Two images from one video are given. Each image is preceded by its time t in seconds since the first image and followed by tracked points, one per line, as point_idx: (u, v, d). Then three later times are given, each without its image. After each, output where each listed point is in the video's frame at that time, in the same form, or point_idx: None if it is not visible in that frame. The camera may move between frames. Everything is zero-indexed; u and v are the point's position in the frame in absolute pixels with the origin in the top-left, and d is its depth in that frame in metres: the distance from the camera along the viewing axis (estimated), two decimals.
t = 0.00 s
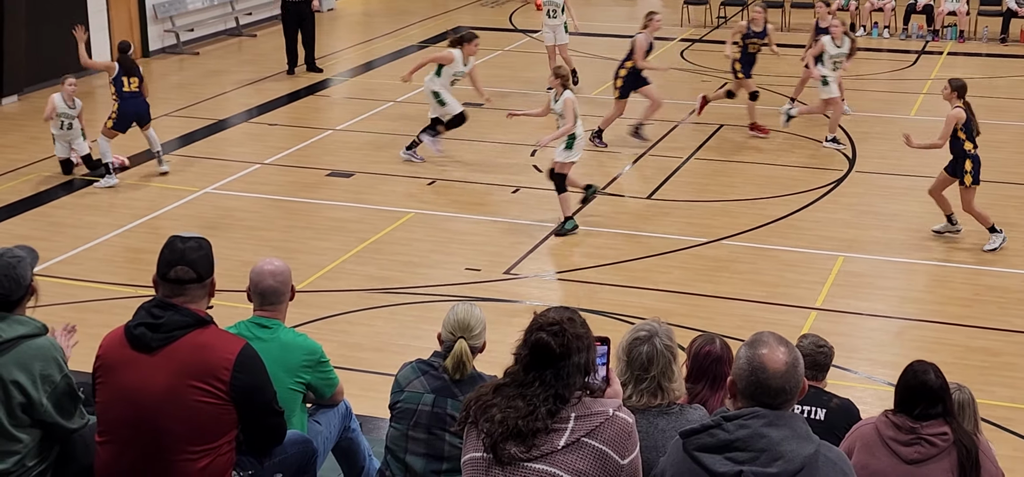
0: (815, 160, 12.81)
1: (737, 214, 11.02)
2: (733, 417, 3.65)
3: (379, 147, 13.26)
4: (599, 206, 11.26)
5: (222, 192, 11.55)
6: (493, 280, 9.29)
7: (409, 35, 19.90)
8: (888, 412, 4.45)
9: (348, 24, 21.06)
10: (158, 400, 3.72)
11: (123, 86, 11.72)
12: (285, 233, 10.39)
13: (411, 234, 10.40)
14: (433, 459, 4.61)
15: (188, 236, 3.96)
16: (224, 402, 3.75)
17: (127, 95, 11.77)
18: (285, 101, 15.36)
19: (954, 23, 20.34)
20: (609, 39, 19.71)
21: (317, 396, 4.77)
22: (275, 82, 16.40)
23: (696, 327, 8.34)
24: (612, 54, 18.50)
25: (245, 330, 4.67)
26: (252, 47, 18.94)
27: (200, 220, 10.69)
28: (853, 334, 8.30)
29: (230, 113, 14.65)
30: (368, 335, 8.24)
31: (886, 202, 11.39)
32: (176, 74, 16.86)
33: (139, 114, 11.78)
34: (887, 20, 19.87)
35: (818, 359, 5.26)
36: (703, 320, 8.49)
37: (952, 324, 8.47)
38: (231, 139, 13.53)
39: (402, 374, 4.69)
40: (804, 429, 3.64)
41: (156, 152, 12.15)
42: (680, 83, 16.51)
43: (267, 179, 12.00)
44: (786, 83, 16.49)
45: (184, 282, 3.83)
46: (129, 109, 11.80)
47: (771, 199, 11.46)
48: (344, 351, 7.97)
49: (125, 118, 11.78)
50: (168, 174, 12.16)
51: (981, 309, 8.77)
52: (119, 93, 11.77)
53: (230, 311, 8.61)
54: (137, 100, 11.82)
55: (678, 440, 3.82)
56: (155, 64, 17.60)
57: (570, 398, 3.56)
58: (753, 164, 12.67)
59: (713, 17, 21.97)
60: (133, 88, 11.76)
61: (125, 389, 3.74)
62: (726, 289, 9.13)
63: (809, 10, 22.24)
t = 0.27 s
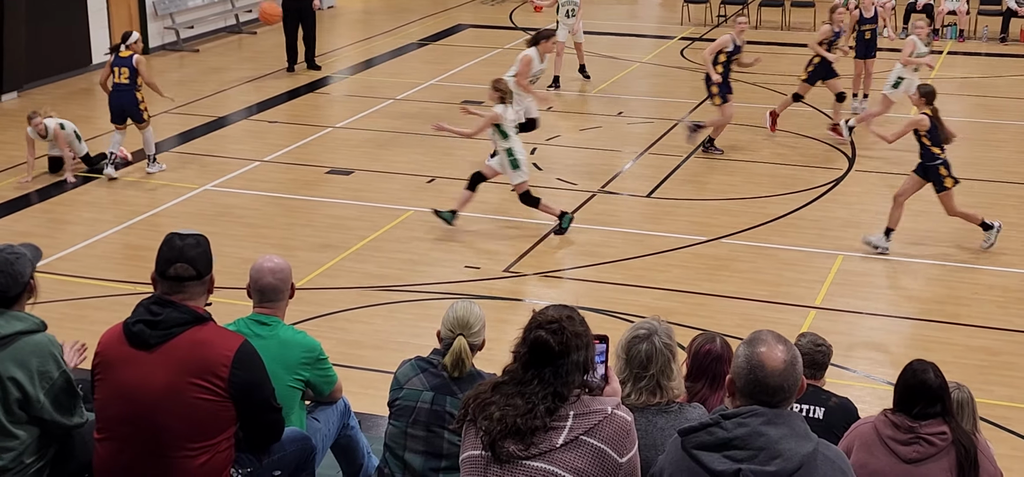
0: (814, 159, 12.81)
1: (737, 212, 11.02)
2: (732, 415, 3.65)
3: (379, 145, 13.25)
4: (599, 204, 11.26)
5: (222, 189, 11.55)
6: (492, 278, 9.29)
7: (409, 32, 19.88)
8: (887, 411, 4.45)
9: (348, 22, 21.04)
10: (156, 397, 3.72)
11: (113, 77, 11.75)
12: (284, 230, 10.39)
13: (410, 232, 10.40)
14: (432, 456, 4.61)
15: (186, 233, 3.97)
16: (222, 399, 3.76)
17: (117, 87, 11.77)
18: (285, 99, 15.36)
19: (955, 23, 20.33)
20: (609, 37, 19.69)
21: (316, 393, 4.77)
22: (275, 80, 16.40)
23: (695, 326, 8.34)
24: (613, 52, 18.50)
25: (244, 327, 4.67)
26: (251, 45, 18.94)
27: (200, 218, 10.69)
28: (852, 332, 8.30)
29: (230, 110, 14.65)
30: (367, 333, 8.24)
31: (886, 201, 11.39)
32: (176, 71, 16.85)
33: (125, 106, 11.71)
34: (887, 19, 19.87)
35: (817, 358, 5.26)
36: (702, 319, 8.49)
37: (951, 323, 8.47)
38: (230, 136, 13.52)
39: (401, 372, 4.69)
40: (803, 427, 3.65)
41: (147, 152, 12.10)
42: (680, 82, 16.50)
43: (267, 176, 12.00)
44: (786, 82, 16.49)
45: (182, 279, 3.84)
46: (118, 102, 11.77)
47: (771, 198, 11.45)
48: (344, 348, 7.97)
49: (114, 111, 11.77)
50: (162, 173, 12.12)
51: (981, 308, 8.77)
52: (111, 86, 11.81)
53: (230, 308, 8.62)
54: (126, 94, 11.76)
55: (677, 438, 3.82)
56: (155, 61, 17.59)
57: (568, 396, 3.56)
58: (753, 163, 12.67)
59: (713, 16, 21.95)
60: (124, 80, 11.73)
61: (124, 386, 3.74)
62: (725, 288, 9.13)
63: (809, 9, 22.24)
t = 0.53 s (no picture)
0: (811, 160, 12.82)
1: (733, 213, 11.03)
2: (727, 416, 3.65)
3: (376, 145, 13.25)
4: (595, 204, 11.27)
5: (218, 189, 11.55)
6: (489, 278, 9.29)
7: (406, 32, 19.89)
8: (882, 412, 4.45)
9: (345, 22, 21.04)
10: (150, 396, 3.72)
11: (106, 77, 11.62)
12: (281, 230, 10.39)
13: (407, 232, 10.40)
14: (428, 456, 4.61)
15: (180, 233, 3.96)
16: (216, 398, 3.76)
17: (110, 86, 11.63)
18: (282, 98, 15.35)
19: (951, 24, 20.36)
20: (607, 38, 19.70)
21: (312, 393, 4.78)
22: (272, 80, 16.39)
23: (691, 326, 8.35)
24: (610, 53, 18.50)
25: (240, 327, 4.67)
26: (248, 44, 18.93)
27: (196, 217, 10.69)
28: (847, 333, 8.31)
29: (227, 110, 14.65)
30: (364, 333, 8.24)
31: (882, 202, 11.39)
32: (173, 71, 16.84)
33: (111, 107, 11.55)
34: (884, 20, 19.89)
35: (813, 359, 5.27)
36: (698, 319, 8.50)
37: (946, 324, 8.48)
38: (227, 136, 13.52)
39: (397, 371, 4.69)
40: (797, 428, 3.65)
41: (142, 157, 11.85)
42: (677, 82, 16.51)
43: (264, 176, 11.99)
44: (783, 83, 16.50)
45: (176, 279, 3.84)
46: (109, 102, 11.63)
47: (767, 198, 11.46)
48: (340, 348, 7.97)
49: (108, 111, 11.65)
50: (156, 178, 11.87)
51: (976, 308, 8.78)
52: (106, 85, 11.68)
53: (226, 308, 8.61)
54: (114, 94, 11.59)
55: (672, 438, 3.82)
56: (152, 61, 17.58)
57: (563, 396, 3.56)
58: (750, 164, 12.68)
59: (710, 16, 21.97)
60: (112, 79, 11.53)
61: (118, 386, 3.74)
62: (721, 288, 9.14)
63: (806, 9, 22.27)
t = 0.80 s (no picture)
0: (804, 163, 12.83)
1: (727, 216, 11.03)
2: (721, 420, 3.65)
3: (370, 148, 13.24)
4: (590, 207, 11.27)
5: (212, 192, 11.54)
6: (483, 282, 9.29)
7: (401, 35, 19.89)
8: (876, 415, 4.46)
9: (340, 26, 21.04)
10: (143, 397, 3.72)
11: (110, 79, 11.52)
12: (275, 233, 10.38)
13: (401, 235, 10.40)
14: (422, 460, 4.61)
15: (174, 235, 3.95)
16: (210, 398, 3.75)
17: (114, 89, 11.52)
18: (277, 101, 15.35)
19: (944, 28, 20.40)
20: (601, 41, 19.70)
21: (306, 397, 4.77)
22: (267, 83, 16.38)
23: (685, 330, 8.35)
24: (605, 56, 18.51)
25: (234, 330, 4.66)
26: (243, 47, 18.92)
27: (190, 220, 10.68)
28: (842, 336, 8.32)
29: (221, 113, 14.64)
30: (358, 336, 8.24)
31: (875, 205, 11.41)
32: (168, 74, 16.83)
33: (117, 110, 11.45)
34: (877, 24, 19.91)
35: (806, 362, 5.27)
36: (692, 323, 8.50)
37: (940, 328, 8.48)
38: (221, 139, 13.51)
39: (391, 375, 4.69)
40: (790, 432, 3.66)
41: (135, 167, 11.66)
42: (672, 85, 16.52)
43: (258, 179, 11.98)
44: (777, 86, 16.52)
45: (170, 282, 3.82)
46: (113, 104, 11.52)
47: (761, 202, 11.47)
48: (334, 351, 7.97)
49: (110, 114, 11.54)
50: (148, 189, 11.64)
51: (970, 312, 8.79)
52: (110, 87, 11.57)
53: (220, 311, 8.61)
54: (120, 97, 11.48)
55: (666, 442, 3.83)
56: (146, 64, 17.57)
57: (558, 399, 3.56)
58: (745, 167, 12.69)
59: (704, 20, 21.99)
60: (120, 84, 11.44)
61: (111, 386, 3.74)
62: (716, 291, 9.14)
63: (800, 13, 22.29)
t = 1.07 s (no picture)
0: (796, 169, 12.85)
1: (719, 222, 11.05)
2: (712, 426, 3.65)
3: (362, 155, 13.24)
4: (582, 213, 11.28)
5: (204, 199, 11.53)
6: (475, 288, 9.29)
7: (392, 42, 19.89)
8: (867, 421, 4.46)
9: (332, 32, 21.04)
10: (135, 403, 3.71)
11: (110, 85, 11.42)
12: (267, 240, 10.38)
13: (393, 242, 10.40)
14: (413, 466, 4.60)
15: (165, 241, 3.94)
16: (201, 404, 3.74)
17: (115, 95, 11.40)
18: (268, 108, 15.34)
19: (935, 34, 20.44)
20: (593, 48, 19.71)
21: (298, 403, 4.77)
22: (259, 89, 16.37)
23: (678, 336, 8.36)
24: (597, 63, 18.52)
25: (225, 337, 4.66)
26: (234, 54, 18.91)
27: (182, 227, 10.67)
28: (834, 342, 8.32)
29: (213, 120, 14.62)
30: (350, 343, 8.23)
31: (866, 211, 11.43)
32: (159, 80, 16.82)
33: (117, 116, 11.33)
34: (868, 30, 19.95)
35: (798, 369, 5.27)
36: (684, 329, 8.51)
37: (932, 333, 8.50)
38: (213, 146, 13.50)
39: (382, 382, 4.69)
40: (781, 437, 3.66)
41: (124, 172, 11.66)
42: (664, 92, 16.53)
43: (250, 186, 11.97)
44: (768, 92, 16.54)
45: (161, 288, 3.82)
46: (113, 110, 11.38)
47: (753, 208, 11.48)
48: (326, 358, 7.96)
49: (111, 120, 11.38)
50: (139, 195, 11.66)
51: (961, 317, 8.81)
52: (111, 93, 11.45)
53: (212, 318, 8.60)
54: (121, 103, 11.36)
55: (657, 449, 3.82)
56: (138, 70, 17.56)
57: (549, 406, 3.56)
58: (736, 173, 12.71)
59: (696, 26, 22.02)
60: (120, 90, 11.38)
61: (103, 393, 3.73)
62: (708, 297, 9.15)
63: (792, 20, 22.33)
